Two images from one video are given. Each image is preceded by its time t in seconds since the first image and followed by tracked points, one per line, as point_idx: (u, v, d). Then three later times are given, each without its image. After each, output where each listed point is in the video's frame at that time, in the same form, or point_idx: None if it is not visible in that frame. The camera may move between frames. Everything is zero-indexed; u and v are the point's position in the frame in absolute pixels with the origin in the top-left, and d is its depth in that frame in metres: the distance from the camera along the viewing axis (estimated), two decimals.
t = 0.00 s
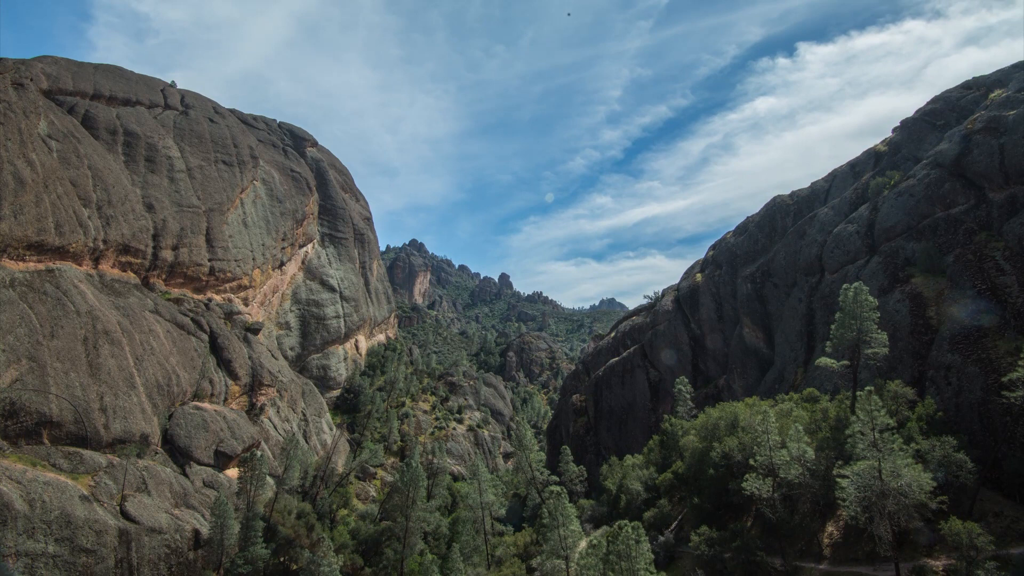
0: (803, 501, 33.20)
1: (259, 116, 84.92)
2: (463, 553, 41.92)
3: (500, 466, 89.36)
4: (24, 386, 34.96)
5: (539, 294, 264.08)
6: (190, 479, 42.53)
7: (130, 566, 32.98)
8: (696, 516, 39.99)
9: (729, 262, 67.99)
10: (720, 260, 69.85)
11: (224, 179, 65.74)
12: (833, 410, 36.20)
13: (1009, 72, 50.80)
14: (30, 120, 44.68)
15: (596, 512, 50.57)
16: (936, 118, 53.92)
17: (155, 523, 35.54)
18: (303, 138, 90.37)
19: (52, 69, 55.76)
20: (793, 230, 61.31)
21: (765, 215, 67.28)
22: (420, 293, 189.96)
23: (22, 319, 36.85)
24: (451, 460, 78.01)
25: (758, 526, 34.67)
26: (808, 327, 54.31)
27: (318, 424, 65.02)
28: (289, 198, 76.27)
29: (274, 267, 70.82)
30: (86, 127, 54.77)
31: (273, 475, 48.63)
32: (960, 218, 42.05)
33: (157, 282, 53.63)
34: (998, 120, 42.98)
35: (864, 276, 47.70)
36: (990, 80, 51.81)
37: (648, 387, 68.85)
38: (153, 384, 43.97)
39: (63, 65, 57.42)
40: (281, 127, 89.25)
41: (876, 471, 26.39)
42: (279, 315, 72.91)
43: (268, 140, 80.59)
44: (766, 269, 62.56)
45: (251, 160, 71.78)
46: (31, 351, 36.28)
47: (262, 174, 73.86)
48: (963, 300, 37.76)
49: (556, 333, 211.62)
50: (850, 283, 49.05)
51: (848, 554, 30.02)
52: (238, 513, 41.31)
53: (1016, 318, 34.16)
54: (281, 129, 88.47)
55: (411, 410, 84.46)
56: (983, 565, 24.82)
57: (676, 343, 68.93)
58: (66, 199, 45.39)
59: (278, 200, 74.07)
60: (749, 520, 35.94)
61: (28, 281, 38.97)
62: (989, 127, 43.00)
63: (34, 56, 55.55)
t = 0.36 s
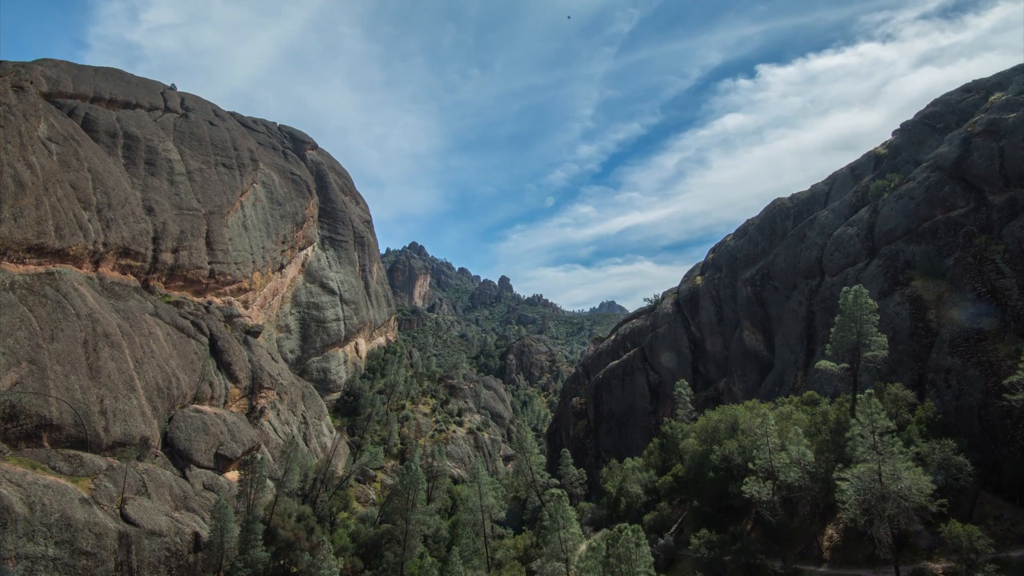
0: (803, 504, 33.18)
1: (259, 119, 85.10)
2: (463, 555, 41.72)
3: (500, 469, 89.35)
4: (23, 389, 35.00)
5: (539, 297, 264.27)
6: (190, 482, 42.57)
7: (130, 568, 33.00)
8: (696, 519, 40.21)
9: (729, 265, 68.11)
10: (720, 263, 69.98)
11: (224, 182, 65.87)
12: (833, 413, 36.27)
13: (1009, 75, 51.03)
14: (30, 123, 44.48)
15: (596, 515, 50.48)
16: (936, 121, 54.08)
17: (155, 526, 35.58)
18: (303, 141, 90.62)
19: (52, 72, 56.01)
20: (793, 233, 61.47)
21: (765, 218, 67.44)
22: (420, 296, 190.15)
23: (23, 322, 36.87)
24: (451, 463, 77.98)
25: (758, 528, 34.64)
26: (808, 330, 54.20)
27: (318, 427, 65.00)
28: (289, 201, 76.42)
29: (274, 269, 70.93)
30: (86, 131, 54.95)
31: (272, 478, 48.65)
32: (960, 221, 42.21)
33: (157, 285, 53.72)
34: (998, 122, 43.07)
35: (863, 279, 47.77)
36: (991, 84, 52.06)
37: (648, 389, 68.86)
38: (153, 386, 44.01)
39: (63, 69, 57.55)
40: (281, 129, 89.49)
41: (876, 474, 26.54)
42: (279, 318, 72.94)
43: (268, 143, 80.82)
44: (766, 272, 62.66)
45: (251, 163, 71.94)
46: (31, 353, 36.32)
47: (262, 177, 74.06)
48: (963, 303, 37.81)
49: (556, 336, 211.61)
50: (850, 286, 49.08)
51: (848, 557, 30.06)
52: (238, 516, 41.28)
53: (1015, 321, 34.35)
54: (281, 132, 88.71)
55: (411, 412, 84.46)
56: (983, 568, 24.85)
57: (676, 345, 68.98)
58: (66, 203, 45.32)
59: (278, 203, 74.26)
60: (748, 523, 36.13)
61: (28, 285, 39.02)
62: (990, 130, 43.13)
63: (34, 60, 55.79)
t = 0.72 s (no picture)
0: (803, 506, 33.20)
1: (259, 122, 85.29)
2: (463, 558, 41.85)
3: (500, 471, 89.31)
4: (24, 392, 35.06)
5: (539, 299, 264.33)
6: (190, 484, 42.59)
7: (130, 571, 33.02)
8: (697, 522, 39.57)
9: (729, 267, 68.22)
10: (720, 266, 70.09)
11: (224, 184, 65.99)
12: (833, 415, 36.26)
13: (1009, 78, 51.18)
14: (30, 125, 44.50)
15: (596, 518, 50.44)
16: (936, 123, 54.19)
17: (155, 528, 35.57)
18: (303, 143, 90.82)
19: (52, 74, 56.21)
20: (793, 235, 61.58)
21: (765, 220, 67.55)
22: (420, 298, 190.32)
23: (22, 324, 36.91)
24: (451, 465, 77.94)
25: (758, 530, 34.68)
26: (808, 332, 54.41)
27: (318, 429, 65.00)
28: (289, 203, 76.57)
29: (274, 272, 71.01)
30: (86, 133, 55.11)
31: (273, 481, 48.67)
32: (960, 223, 42.24)
33: (157, 287, 53.80)
34: (998, 125, 43.14)
35: (864, 281, 47.84)
36: (991, 86, 52.16)
37: (648, 392, 68.90)
38: (153, 388, 44.05)
39: (63, 71, 57.77)
40: (281, 132, 89.68)
41: (875, 476, 26.56)
42: (279, 321, 72.99)
43: (268, 146, 80.97)
44: (766, 274, 62.75)
45: (251, 166, 72.12)
46: (31, 356, 36.37)
47: (262, 179, 74.21)
48: (962, 306, 37.91)
49: (556, 339, 211.54)
50: (850, 289, 49.13)
51: (849, 560, 30.09)
52: (238, 518, 41.26)
53: (1015, 323, 34.42)
54: (281, 134, 88.89)
55: (411, 415, 84.42)
56: (983, 569, 24.89)
57: (677, 348, 69.02)
58: (66, 205, 45.42)
59: (278, 206, 74.40)
60: (748, 526, 36.18)
61: (28, 287, 39.05)
62: (990, 132, 43.23)
63: (34, 62, 55.99)
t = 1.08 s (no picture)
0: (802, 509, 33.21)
1: (259, 125, 85.47)
2: (463, 562, 41.98)
3: (500, 474, 89.28)
4: (24, 395, 35.06)
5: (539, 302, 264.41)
6: (190, 487, 42.61)
7: (130, 574, 33.04)
8: (697, 526, 39.92)
9: (729, 270, 68.30)
10: (720, 269, 70.19)
11: (223, 187, 66.10)
12: (833, 418, 36.26)
13: (1009, 81, 51.38)
14: (30, 128, 44.55)
15: (596, 520, 50.38)
16: (936, 126, 54.33)
17: (155, 531, 35.58)
18: (303, 146, 91.04)
19: (52, 77, 56.36)
20: (793, 238, 61.68)
21: (765, 223, 67.66)
22: (420, 301, 190.47)
23: (22, 327, 36.93)
24: (451, 468, 77.91)
25: (757, 532, 34.72)
26: (807, 335, 54.44)
27: (318, 432, 64.96)
28: (289, 206, 76.72)
29: (274, 275, 71.09)
30: (86, 136, 55.24)
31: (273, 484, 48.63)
32: (960, 226, 42.23)
33: (157, 290, 53.88)
34: (998, 128, 43.22)
35: (863, 284, 47.93)
36: (991, 89, 52.38)
37: (648, 395, 68.87)
38: (153, 391, 44.07)
39: (63, 74, 57.95)
40: (281, 135, 89.91)
41: (875, 479, 26.59)
42: (279, 324, 73.04)
43: (268, 148, 81.12)
44: (766, 277, 62.85)
45: (251, 168, 72.27)
46: (31, 359, 36.39)
47: (262, 182, 74.35)
48: (962, 309, 37.96)
49: (556, 342, 211.58)
50: (850, 292, 49.21)
51: (848, 563, 30.10)
52: (238, 522, 41.26)
53: (1015, 326, 34.44)
54: (281, 137, 89.08)
55: (411, 418, 84.42)
56: (982, 572, 24.96)
57: (676, 351, 69.06)
58: (66, 208, 45.51)
59: (278, 209, 74.53)
60: (748, 529, 36.11)
61: (28, 290, 39.09)
62: (990, 135, 43.35)
63: (34, 65, 56.15)
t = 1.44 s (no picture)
0: (802, 511, 33.21)
1: (259, 128, 85.70)
2: (463, 565, 41.94)
3: (500, 477, 89.22)
4: (23, 397, 35.07)
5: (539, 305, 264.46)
6: (190, 490, 42.63)
7: None
8: (697, 528, 39.96)
9: (729, 273, 68.41)
10: (720, 271, 70.30)
11: (224, 190, 66.24)
12: (833, 421, 36.29)
13: (1009, 84, 51.59)
14: (30, 131, 44.64)
15: (596, 523, 50.35)
16: (936, 129, 54.46)
17: (155, 534, 35.59)
18: (304, 149, 91.27)
19: (52, 80, 56.52)
20: (793, 241, 61.80)
21: (765, 226, 67.77)
22: (420, 304, 190.51)
23: (22, 330, 36.98)
24: (451, 471, 77.86)
25: (757, 535, 34.73)
26: (807, 338, 54.48)
27: (318, 435, 64.97)
28: (289, 209, 76.87)
29: (274, 277, 71.17)
30: (86, 139, 55.38)
31: (273, 487, 48.63)
32: (960, 229, 42.24)
33: (157, 293, 53.96)
34: (998, 131, 43.34)
35: (863, 287, 48.02)
36: (991, 92, 52.58)
37: (648, 398, 68.87)
38: (153, 394, 44.11)
39: (63, 77, 58.07)
40: (281, 138, 90.13)
41: (874, 482, 26.65)
42: (279, 326, 73.08)
43: (268, 151, 81.30)
44: (766, 280, 62.96)
45: (251, 171, 72.41)
46: (31, 361, 36.41)
47: (262, 185, 74.52)
48: (962, 312, 38.00)
49: (556, 345, 211.58)
50: (850, 294, 49.31)
51: (848, 566, 30.09)
52: (238, 525, 41.28)
53: (1015, 329, 34.43)
54: (281, 140, 89.31)
55: (411, 421, 84.39)
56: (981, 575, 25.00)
57: (677, 354, 69.11)
58: (66, 211, 45.62)
59: (278, 212, 74.67)
60: (748, 532, 36.02)
61: (28, 293, 39.14)
62: (990, 138, 43.45)
63: (34, 68, 56.30)
